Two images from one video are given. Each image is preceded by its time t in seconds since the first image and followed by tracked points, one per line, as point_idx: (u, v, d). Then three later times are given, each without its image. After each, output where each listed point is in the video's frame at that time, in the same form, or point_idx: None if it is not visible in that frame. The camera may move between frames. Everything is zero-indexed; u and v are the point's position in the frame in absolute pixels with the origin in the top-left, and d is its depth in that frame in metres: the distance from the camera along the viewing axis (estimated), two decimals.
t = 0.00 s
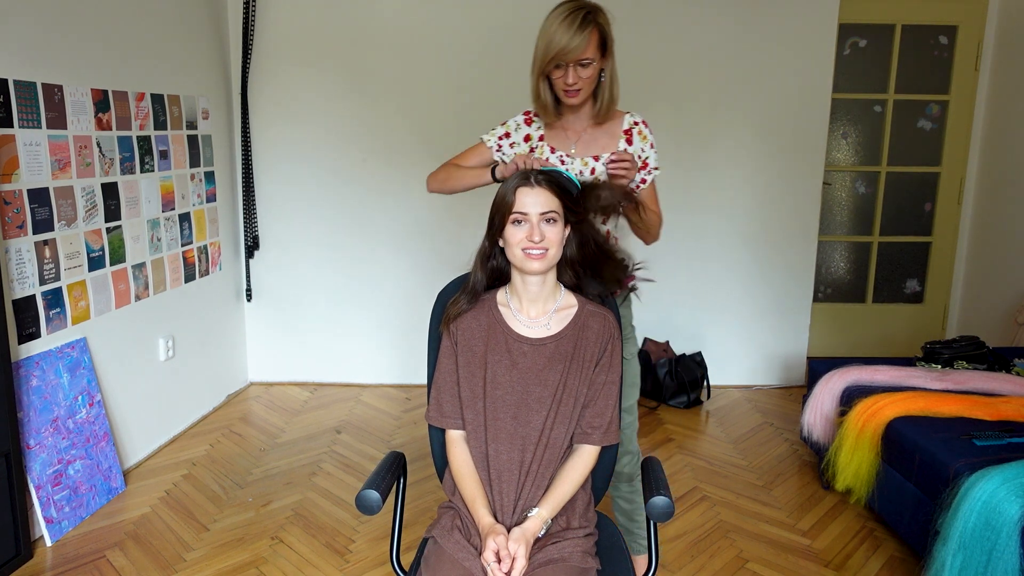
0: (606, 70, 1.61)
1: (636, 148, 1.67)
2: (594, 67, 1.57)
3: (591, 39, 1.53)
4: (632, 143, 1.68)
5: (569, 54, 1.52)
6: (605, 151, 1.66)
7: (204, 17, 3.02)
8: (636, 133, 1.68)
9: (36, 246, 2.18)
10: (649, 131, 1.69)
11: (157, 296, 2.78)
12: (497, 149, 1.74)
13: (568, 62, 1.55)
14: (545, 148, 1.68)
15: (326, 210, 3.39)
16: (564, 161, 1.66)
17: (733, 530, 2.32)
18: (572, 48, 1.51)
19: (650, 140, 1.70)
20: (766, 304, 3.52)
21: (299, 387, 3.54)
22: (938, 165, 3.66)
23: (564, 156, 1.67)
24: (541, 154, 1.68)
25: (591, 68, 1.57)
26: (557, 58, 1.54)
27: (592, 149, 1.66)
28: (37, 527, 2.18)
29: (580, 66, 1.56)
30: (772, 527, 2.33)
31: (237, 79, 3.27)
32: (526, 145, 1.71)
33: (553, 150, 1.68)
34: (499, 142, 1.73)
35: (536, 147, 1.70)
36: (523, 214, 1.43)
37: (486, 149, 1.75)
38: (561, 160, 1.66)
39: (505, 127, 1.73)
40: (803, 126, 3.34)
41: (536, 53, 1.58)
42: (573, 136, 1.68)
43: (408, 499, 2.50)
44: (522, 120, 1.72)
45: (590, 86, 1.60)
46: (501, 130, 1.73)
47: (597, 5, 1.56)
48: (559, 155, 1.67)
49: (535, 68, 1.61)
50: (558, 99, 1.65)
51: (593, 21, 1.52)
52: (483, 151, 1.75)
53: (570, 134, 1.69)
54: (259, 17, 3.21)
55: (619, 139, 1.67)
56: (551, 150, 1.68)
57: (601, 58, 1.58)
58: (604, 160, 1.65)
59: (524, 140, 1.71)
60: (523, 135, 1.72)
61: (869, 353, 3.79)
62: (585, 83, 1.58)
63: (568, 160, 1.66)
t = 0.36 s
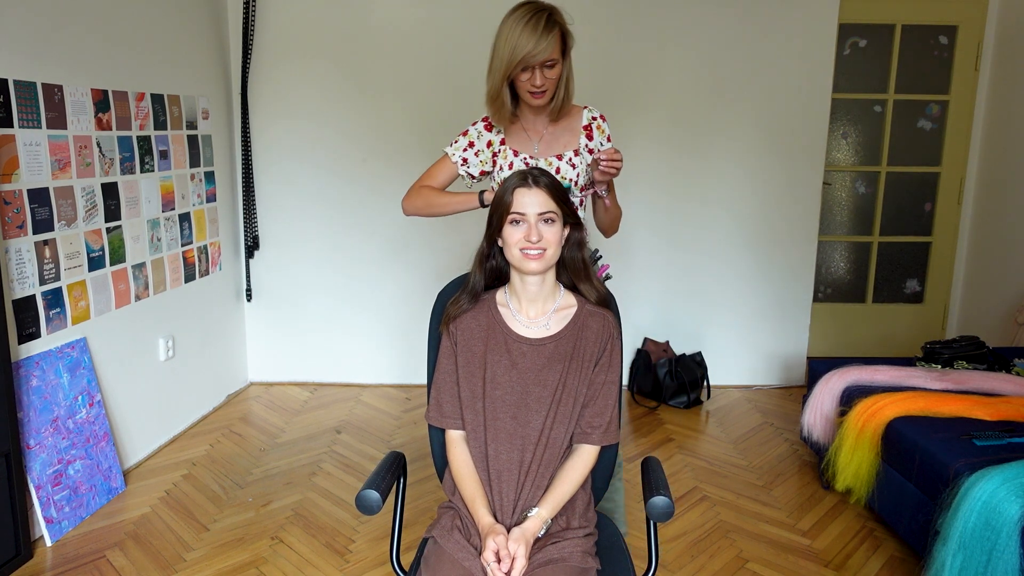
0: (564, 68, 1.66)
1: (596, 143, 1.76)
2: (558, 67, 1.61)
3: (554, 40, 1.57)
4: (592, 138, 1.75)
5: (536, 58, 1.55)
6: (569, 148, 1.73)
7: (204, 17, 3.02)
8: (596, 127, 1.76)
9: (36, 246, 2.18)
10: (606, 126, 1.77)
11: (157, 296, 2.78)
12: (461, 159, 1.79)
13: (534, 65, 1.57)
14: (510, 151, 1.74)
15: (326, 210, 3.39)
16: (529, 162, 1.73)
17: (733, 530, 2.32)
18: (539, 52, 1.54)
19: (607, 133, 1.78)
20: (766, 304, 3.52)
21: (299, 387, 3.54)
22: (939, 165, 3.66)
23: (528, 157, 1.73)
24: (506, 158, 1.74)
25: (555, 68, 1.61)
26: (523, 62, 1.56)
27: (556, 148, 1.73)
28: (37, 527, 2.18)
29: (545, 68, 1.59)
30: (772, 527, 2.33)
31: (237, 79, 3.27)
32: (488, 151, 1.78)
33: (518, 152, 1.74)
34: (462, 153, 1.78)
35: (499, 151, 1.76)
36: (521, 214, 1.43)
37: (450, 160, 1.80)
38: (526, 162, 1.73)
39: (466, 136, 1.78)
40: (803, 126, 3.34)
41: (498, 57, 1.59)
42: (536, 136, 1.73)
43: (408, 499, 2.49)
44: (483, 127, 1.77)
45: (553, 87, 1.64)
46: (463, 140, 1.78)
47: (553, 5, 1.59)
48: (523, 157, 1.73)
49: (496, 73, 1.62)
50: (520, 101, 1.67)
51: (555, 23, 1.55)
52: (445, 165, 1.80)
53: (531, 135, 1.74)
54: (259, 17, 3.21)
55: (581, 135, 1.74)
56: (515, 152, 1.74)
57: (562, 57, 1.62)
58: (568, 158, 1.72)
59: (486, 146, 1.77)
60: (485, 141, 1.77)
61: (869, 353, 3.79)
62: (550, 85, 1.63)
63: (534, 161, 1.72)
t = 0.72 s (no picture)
0: (555, 63, 1.67)
1: (593, 139, 1.77)
2: (547, 62, 1.62)
3: (540, 34, 1.57)
4: (589, 135, 1.77)
5: (522, 53, 1.56)
6: (563, 146, 1.75)
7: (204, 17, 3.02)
8: (593, 124, 1.77)
9: (36, 246, 2.18)
10: (605, 122, 1.78)
11: (157, 296, 2.78)
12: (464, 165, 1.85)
13: (521, 60, 1.58)
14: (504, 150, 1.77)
15: (326, 210, 3.39)
16: (523, 161, 1.75)
17: (733, 530, 2.32)
18: (524, 47, 1.55)
19: (606, 129, 1.79)
20: (766, 304, 3.52)
21: (299, 387, 3.54)
22: (938, 165, 3.66)
23: (522, 156, 1.76)
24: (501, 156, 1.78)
25: (544, 62, 1.61)
26: (509, 58, 1.57)
27: (551, 146, 1.75)
28: (37, 527, 2.18)
29: (534, 63, 1.60)
30: (772, 527, 2.33)
31: (237, 79, 3.27)
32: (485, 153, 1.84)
33: (513, 151, 1.77)
34: (464, 158, 1.85)
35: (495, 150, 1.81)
36: (522, 216, 1.43)
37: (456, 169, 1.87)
38: (520, 160, 1.75)
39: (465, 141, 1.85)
40: (803, 125, 3.34)
41: (486, 56, 1.61)
42: (530, 135, 1.76)
43: (408, 499, 2.49)
44: (479, 129, 1.84)
45: (544, 82, 1.65)
46: (463, 145, 1.85)
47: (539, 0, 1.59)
48: (518, 156, 1.76)
49: (484, 71, 1.64)
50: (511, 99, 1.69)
51: (538, 17, 1.56)
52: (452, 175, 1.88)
53: (528, 134, 1.76)
54: (259, 17, 3.21)
55: (576, 133, 1.76)
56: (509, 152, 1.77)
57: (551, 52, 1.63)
58: (562, 156, 1.75)
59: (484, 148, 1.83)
60: (483, 143, 1.84)
61: (868, 353, 3.79)
62: (540, 80, 1.63)
63: (528, 160, 1.75)
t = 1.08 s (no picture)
0: (577, 62, 1.67)
1: (606, 138, 1.77)
2: (567, 60, 1.62)
3: (560, 31, 1.58)
4: (602, 134, 1.77)
5: (540, 48, 1.57)
6: (579, 146, 1.77)
7: (204, 16, 3.02)
8: (608, 123, 1.77)
9: (36, 246, 2.18)
10: (620, 120, 1.77)
11: (157, 296, 2.78)
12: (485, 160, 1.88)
13: (540, 56, 1.59)
14: (520, 147, 1.80)
15: (326, 211, 3.39)
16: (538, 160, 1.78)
17: (733, 530, 2.32)
18: (543, 40, 1.56)
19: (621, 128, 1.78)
20: (767, 304, 3.52)
21: (299, 387, 3.54)
22: (938, 165, 3.66)
23: (537, 155, 1.78)
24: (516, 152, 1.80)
25: (564, 60, 1.62)
26: (528, 52, 1.59)
27: (568, 146, 1.77)
28: (37, 527, 2.18)
29: (553, 60, 1.61)
30: (772, 527, 2.33)
31: (237, 79, 3.27)
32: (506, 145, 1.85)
33: (529, 150, 1.79)
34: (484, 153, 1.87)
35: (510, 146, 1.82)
36: (522, 216, 1.43)
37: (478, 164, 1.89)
38: (536, 159, 1.79)
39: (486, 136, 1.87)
40: (803, 125, 3.34)
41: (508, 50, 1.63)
42: (549, 135, 1.78)
43: (408, 499, 2.49)
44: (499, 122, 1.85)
45: (562, 79, 1.65)
46: (484, 139, 1.87)
47: None
48: (535, 155, 1.78)
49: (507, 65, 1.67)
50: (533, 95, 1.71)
51: (560, 13, 1.57)
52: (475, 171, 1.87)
53: (547, 133, 1.78)
54: (259, 17, 3.21)
55: (592, 133, 1.77)
56: (525, 150, 1.79)
57: (572, 51, 1.63)
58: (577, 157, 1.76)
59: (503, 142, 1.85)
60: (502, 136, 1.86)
61: (868, 353, 3.79)
62: (559, 77, 1.64)
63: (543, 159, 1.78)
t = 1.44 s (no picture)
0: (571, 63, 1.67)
1: (597, 138, 1.80)
2: (563, 61, 1.62)
3: (559, 32, 1.58)
4: (593, 133, 1.80)
5: (538, 47, 1.56)
6: (570, 146, 1.78)
7: (204, 16, 3.02)
8: (597, 123, 1.80)
9: (36, 246, 2.18)
10: (608, 121, 1.81)
11: (156, 296, 2.78)
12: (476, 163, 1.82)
13: (537, 54, 1.59)
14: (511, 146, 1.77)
15: (326, 211, 3.39)
16: (529, 159, 1.77)
17: (733, 530, 2.32)
18: (540, 41, 1.55)
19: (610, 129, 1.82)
20: (767, 304, 3.52)
21: (299, 387, 3.54)
22: (938, 165, 3.66)
23: (528, 154, 1.77)
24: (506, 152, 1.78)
25: (559, 61, 1.62)
26: (526, 51, 1.58)
27: (558, 145, 1.77)
28: (37, 527, 2.18)
29: (549, 60, 1.61)
30: (772, 527, 2.33)
31: (237, 79, 3.27)
32: (494, 145, 1.82)
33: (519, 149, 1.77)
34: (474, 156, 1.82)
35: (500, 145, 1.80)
36: (522, 215, 1.43)
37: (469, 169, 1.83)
38: (525, 158, 1.77)
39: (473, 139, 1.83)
40: (802, 125, 3.34)
41: (503, 47, 1.62)
42: (539, 134, 1.78)
43: (408, 499, 2.49)
44: (484, 122, 1.83)
45: (556, 79, 1.65)
46: (472, 141, 1.83)
47: None
48: (524, 154, 1.77)
49: (501, 62, 1.65)
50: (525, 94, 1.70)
51: (559, 14, 1.57)
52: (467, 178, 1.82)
53: (536, 132, 1.78)
54: (259, 17, 3.21)
55: (583, 132, 1.79)
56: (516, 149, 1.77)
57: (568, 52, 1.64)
58: (569, 155, 1.77)
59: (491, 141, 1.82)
60: (490, 136, 1.83)
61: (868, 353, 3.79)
62: (553, 77, 1.64)
63: (534, 158, 1.77)
